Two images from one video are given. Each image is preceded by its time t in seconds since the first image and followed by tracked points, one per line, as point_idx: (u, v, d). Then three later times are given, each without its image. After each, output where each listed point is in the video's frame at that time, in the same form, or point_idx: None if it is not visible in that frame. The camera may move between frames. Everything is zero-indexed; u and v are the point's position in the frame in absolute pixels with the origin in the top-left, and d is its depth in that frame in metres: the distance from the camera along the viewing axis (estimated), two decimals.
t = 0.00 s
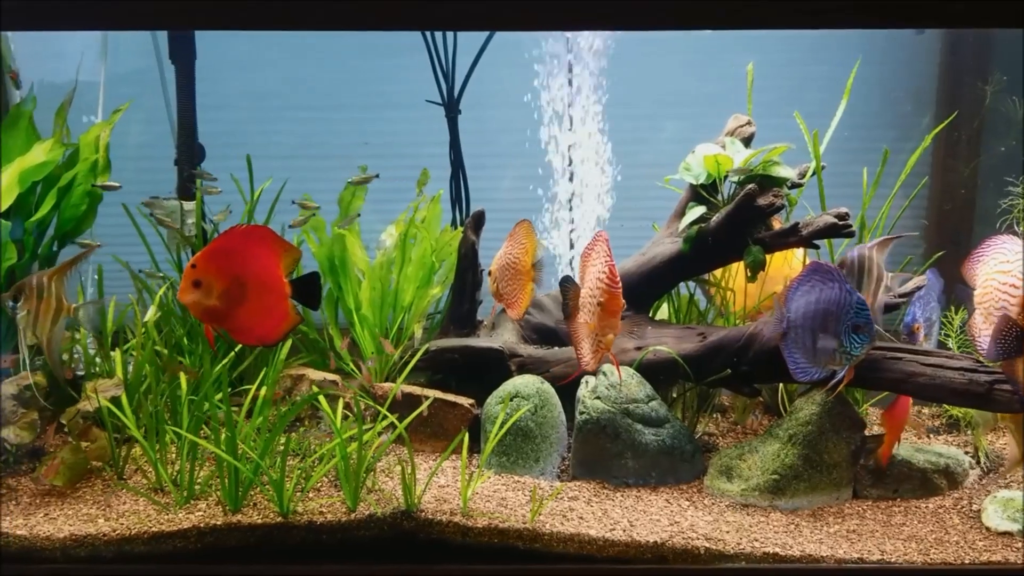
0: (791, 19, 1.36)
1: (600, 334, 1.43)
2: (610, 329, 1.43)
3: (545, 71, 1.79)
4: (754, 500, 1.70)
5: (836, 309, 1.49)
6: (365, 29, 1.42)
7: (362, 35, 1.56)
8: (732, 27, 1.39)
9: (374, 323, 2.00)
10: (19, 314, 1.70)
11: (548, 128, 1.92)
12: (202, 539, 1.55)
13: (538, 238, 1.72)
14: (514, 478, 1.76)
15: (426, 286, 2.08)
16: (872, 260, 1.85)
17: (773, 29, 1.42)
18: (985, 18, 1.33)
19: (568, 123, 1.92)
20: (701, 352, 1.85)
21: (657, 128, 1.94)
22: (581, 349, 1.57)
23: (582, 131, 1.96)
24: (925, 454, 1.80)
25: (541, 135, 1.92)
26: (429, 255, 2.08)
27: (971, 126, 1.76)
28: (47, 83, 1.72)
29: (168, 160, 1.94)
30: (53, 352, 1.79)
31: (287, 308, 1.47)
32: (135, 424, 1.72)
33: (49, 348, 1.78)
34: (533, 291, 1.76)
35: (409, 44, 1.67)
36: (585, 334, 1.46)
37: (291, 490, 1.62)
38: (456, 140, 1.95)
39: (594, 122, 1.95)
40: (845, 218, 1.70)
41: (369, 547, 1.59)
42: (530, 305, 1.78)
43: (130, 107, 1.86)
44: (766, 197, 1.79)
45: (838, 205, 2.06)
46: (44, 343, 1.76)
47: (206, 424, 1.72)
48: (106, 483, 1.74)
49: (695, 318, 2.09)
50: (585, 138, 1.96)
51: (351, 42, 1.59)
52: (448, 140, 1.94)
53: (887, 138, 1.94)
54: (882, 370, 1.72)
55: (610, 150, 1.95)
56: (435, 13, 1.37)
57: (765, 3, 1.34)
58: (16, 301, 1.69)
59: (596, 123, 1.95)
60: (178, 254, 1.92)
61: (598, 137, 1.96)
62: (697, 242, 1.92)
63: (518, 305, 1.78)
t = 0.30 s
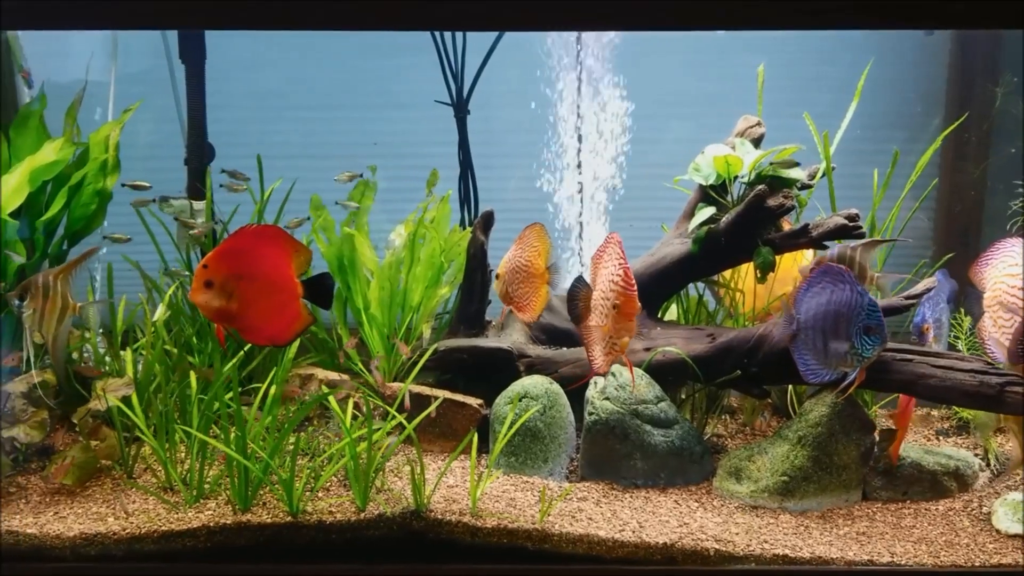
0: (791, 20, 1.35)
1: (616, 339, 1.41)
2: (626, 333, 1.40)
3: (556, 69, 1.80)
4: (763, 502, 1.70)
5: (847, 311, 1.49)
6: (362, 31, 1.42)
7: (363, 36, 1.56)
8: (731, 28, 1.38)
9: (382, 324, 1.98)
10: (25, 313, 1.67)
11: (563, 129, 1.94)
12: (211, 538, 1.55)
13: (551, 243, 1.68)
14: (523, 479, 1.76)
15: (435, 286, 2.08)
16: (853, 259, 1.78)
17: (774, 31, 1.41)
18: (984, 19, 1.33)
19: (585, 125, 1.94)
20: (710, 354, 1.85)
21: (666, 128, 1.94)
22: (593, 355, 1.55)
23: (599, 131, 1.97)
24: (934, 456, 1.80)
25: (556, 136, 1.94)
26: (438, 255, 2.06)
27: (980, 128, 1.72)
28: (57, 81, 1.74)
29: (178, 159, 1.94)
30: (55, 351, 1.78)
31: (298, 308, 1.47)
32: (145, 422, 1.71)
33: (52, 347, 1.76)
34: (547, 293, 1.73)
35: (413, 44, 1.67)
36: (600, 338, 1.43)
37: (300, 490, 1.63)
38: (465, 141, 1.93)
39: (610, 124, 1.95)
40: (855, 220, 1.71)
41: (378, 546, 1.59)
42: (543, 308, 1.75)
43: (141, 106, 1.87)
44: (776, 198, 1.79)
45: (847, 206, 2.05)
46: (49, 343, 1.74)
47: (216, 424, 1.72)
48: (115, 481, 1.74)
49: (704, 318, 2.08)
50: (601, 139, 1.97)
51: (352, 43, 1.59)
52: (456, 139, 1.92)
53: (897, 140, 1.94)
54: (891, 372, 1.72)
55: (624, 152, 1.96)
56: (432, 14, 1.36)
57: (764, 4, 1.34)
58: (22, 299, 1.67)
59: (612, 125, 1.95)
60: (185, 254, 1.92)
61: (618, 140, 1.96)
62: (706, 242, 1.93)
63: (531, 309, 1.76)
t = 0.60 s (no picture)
0: (793, 19, 1.33)
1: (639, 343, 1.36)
2: (648, 337, 1.36)
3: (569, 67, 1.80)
4: (777, 506, 1.69)
5: (862, 314, 1.49)
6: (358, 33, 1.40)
7: (361, 36, 1.54)
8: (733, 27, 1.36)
9: (395, 325, 1.99)
10: (33, 314, 1.69)
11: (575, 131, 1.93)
12: (224, 540, 1.54)
13: (568, 246, 1.63)
14: (535, 481, 1.76)
15: (447, 287, 2.09)
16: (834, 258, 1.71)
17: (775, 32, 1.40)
18: (989, 18, 1.30)
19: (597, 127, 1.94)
20: (724, 356, 1.84)
21: (678, 129, 1.93)
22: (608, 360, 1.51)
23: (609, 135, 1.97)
24: (949, 460, 1.79)
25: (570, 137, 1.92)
26: (450, 257, 2.07)
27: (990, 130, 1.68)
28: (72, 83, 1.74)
29: (190, 160, 1.94)
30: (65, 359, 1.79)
31: (312, 309, 1.45)
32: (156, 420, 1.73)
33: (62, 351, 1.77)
34: (565, 298, 1.67)
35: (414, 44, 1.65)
36: (617, 341, 1.40)
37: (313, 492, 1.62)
38: (477, 142, 1.93)
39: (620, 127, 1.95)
40: (871, 223, 1.71)
41: (390, 549, 1.58)
42: (560, 313, 1.70)
43: (152, 107, 1.87)
44: (791, 200, 1.76)
45: (861, 208, 2.04)
46: (57, 346, 1.76)
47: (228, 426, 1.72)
48: (127, 483, 1.74)
49: (717, 321, 2.07)
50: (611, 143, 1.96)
51: (352, 44, 1.57)
52: (467, 140, 1.92)
53: (911, 141, 1.92)
54: (907, 375, 1.70)
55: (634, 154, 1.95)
56: (429, 14, 1.35)
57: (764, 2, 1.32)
58: (30, 301, 1.69)
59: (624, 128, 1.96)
60: (198, 254, 1.92)
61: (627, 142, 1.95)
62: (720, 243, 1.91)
63: (550, 313, 1.71)
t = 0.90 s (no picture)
0: (792, 19, 1.32)
1: (659, 347, 1.36)
2: (666, 341, 1.36)
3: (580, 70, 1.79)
4: (792, 509, 1.68)
5: (879, 316, 1.47)
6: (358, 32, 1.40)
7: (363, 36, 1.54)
8: (731, 26, 1.35)
9: (407, 326, 1.99)
10: (40, 314, 1.69)
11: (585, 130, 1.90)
12: (236, 542, 1.53)
13: (587, 250, 1.61)
14: (548, 483, 1.74)
15: (459, 288, 2.09)
16: (821, 260, 1.68)
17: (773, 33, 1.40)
18: (989, 17, 1.29)
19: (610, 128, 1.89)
20: (738, 359, 1.84)
21: (692, 130, 1.92)
22: (622, 364, 1.49)
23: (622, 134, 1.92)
24: (965, 463, 1.74)
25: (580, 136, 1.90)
26: (462, 257, 2.06)
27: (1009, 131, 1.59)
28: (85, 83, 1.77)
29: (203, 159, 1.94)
30: (73, 359, 1.77)
31: (326, 310, 1.45)
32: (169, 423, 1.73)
33: (69, 351, 1.76)
34: (584, 303, 1.63)
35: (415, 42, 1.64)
36: (637, 343, 1.38)
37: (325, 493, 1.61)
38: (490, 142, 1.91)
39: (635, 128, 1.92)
40: (888, 225, 1.72)
41: (403, 551, 1.57)
42: (578, 319, 1.67)
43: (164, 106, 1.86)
44: (805, 201, 1.78)
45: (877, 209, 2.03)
46: (63, 348, 1.75)
47: (240, 427, 1.72)
48: (138, 483, 1.74)
49: (731, 323, 2.06)
50: (626, 145, 1.93)
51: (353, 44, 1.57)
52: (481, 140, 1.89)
53: (928, 143, 1.84)
54: (924, 378, 1.67)
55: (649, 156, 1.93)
56: (430, 13, 1.35)
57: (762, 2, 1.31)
58: (37, 302, 1.69)
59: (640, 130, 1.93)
60: (210, 254, 1.92)
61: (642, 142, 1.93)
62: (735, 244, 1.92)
63: (568, 319, 1.68)
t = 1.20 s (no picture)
0: (805, 23, 1.31)
1: (677, 353, 1.31)
2: (686, 347, 1.30)
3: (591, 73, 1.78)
4: (808, 518, 1.66)
5: (897, 324, 1.45)
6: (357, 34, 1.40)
7: (365, 40, 1.53)
8: (732, 29, 1.33)
9: (418, 330, 1.96)
10: (40, 317, 1.61)
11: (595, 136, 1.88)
12: (248, 548, 1.52)
13: (604, 258, 1.51)
14: (560, 490, 1.73)
15: (471, 293, 2.07)
16: (811, 267, 1.64)
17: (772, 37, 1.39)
18: (993, 18, 1.27)
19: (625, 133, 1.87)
20: (753, 366, 1.82)
21: (705, 134, 1.92)
22: (640, 374, 1.46)
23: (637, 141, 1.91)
24: (983, 473, 1.72)
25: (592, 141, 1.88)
26: (474, 262, 2.05)
27: None
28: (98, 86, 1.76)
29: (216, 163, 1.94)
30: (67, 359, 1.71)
31: (337, 317, 1.43)
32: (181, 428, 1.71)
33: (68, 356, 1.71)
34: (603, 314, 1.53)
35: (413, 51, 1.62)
36: (655, 352, 1.35)
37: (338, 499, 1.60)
38: (502, 147, 1.93)
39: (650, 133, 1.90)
40: (904, 231, 1.70)
41: (415, 558, 1.56)
42: (597, 329, 1.56)
43: (178, 110, 1.87)
44: (822, 206, 1.73)
45: (894, 214, 2.00)
46: (64, 351, 1.69)
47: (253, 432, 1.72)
48: (151, 487, 1.74)
49: (746, 329, 2.05)
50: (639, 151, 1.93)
51: (353, 48, 1.56)
52: (493, 144, 1.92)
53: (944, 147, 1.82)
54: (942, 386, 1.63)
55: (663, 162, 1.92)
56: (430, 14, 1.34)
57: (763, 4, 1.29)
58: (36, 305, 1.60)
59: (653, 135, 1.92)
60: (222, 258, 1.95)
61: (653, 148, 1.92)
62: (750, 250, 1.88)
63: (583, 329, 1.56)
